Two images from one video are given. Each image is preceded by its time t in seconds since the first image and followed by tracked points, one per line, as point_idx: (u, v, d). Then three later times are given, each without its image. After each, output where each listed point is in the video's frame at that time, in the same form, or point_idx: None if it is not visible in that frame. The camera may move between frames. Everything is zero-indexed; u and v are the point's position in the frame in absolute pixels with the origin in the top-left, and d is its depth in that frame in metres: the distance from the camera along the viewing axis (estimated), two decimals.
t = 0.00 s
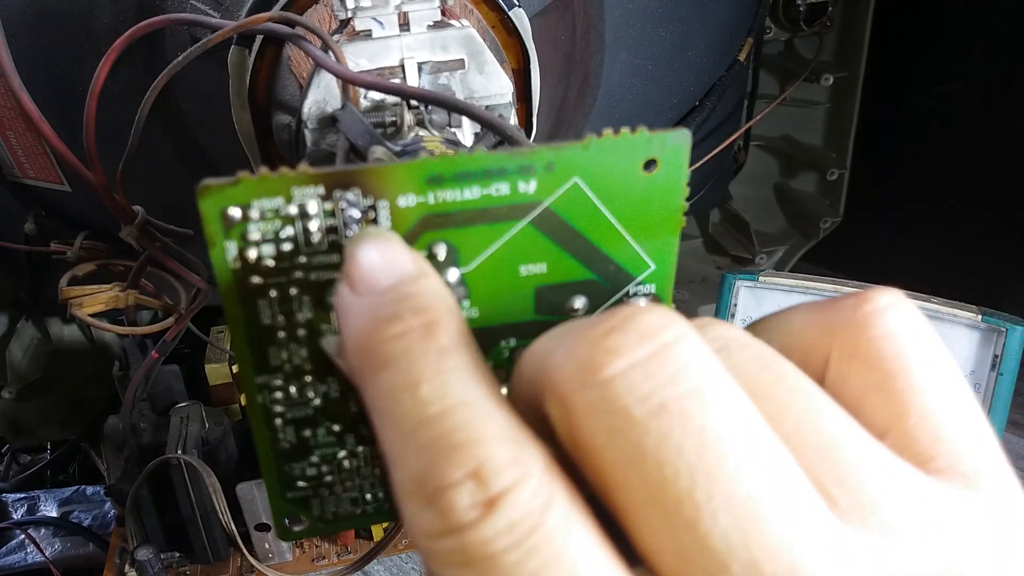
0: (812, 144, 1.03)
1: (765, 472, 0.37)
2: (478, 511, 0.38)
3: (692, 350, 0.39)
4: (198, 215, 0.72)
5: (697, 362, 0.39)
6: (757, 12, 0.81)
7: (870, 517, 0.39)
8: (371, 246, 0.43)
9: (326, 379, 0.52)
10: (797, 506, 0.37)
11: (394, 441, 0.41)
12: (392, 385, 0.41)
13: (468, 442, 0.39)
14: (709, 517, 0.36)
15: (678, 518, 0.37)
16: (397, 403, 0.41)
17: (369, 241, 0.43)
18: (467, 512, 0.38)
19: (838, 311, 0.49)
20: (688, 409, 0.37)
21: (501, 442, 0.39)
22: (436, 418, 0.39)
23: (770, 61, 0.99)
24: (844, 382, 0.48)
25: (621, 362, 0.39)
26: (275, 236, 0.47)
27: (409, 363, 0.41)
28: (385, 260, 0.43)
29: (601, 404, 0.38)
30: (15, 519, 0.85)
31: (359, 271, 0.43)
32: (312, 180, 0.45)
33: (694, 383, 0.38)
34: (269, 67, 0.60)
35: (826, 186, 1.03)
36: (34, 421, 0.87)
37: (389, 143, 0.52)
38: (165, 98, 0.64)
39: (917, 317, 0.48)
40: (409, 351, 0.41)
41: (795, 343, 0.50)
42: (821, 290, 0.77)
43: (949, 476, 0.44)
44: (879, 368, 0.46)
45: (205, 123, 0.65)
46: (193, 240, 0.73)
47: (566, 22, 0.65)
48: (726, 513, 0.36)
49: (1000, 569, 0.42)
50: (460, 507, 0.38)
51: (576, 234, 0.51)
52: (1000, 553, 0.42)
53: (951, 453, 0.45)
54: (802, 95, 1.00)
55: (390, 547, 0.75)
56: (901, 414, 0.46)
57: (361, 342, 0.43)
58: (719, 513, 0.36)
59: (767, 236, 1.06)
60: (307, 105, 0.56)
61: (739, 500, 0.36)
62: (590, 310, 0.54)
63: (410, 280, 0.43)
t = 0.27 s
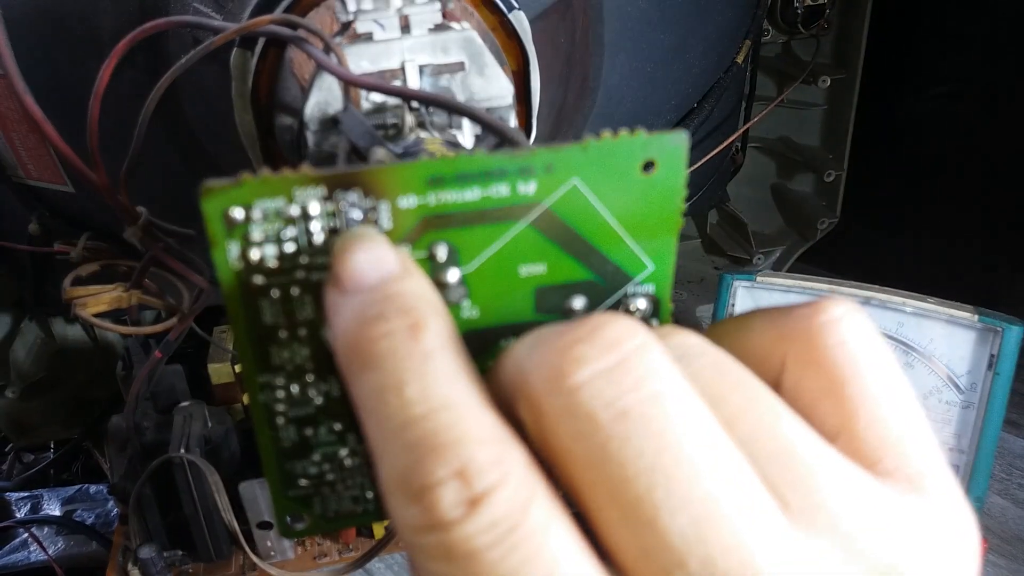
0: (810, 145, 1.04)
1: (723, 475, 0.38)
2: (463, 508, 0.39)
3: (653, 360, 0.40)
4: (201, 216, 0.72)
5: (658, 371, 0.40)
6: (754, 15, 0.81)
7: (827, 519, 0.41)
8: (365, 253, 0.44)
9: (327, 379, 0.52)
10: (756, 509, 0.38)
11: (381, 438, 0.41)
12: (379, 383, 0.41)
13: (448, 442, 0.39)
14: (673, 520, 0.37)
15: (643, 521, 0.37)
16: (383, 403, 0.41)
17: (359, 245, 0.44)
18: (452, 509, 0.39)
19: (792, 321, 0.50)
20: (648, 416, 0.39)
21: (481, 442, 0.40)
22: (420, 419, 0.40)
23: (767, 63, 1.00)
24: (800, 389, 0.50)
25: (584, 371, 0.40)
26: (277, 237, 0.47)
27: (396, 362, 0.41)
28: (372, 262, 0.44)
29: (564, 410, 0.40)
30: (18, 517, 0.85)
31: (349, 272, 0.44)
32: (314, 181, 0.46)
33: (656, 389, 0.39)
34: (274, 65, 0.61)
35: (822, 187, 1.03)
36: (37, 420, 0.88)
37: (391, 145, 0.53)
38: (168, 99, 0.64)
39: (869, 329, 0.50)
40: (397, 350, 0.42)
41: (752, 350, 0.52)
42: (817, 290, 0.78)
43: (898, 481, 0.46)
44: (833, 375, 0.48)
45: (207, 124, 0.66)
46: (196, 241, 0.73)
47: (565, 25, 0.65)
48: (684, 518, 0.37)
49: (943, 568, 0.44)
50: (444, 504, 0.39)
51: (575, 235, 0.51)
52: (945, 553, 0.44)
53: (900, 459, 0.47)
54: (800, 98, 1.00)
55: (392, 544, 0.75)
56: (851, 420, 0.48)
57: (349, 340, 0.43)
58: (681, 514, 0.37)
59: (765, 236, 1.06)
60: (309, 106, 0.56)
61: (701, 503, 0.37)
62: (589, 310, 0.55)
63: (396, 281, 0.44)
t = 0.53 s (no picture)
0: (808, 146, 1.04)
1: (713, 473, 0.39)
2: (463, 505, 0.39)
3: (633, 361, 0.40)
4: (202, 216, 0.73)
5: (641, 372, 0.40)
6: (752, 16, 0.82)
7: (822, 514, 0.41)
8: (363, 253, 0.44)
9: (328, 377, 0.53)
10: (745, 508, 0.38)
11: (381, 436, 0.41)
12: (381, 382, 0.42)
13: (446, 441, 0.40)
14: (661, 517, 0.38)
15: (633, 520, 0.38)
16: (384, 402, 0.41)
17: (361, 246, 0.44)
18: (451, 506, 0.39)
19: (787, 317, 0.51)
20: (629, 419, 0.39)
21: (477, 440, 0.40)
22: (420, 417, 0.40)
23: (766, 64, 1.00)
24: (794, 385, 0.50)
25: (567, 373, 0.40)
26: (278, 236, 0.48)
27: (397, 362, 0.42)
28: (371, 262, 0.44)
29: (550, 412, 0.40)
30: (20, 516, 0.86)
31: (348, 271, 0.44)
32: (315, 181, 0.46)
33: (640, 388, 0.40)
34: (274, 70, 0.61)
35: (820, 187, 1.04)
36: (39, 421, 0.89)
37: (391, 146, 0.54)
38: (170, 100, 0.65)
39: (864, 325, 0.51)
40: (400, 350, 0.42)
41: (746, 346, 0.53)
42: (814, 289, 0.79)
43: (897, 477, 0.47)
44: (827, 372, 0.49)
45: (209, 125, 0.66)
46: (198, 241, 0.74)
47: (565, 27, 0.66)
48: (671, 517, 0.38)
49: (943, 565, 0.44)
50: (443, 501, 0.39)
51: (574, 235, 0.52)
52: (943, 548, 0.44)
53: (898, 453, 0.48)
54: (797, 99, 1.01)
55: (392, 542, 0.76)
56: (847, 417, 0.48)
57: (349, 339, 0.44)
58: (670, 514, 0.38)
59: (764, 237, 1.07)
60: (311, 107, 0.56)
61: (691, 502, 0.38)
62: (588, 309, 0.55)
63: (396, 280, 0.44)
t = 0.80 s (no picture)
0: (808, 146, 1.04)
1: (691, 471, 0.38)
2: (442, 500, 0.40)
3: (605, 359, 0.41)
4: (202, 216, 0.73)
5: (612, 371, 0.40)
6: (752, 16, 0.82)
7: (808, 510, 0.41)
8: (361, 250, 0.43)
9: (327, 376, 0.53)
10: (722, 506, 0.38)
11: (366, 431, 0.42)
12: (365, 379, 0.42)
13: (427, 437, 0.40)
14: (636, 517, 0.38)
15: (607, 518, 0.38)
16: (371, 398, 0.42)
17: (356, 242, 0.43)
18: (431, 499, 0.40)
19: (771, 308, 0.52)
20: (599, 418, 0.39)
21: (458, 436, 0.41)
22: (402, 414, 0.41)
23: (766, 64, 1.00)
24: (777, 376, 0.51)
25: (537, 374, 0.40)
26: (277, 234, 0.48)
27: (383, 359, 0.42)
28: (365, 258, 0.43)
29: (522, 411, 0.40)
30: (20, 516, 0.86)
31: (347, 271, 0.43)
32: (313, 179, 0.46)
33: (610, 387, 0.40)
34: (274, 71, 0.61)
35: (819, 187, 1.04)
36: (39, 421, 0.89)
37: (391, 145, 0.54)
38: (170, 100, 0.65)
39: (847, 319, 0.51)
40: (388, 347, 0.42)
41: (730, 336, 0.54)
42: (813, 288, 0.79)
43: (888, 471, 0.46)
44: (814, 365, 0.49)
45: (209, 125, 0.66)
46: (198, 241, 0.74)
47: (565, 27, 0.66)
48: (642, 514, 0.38)
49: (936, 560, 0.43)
50: (424, 495, 0.40)
51: (574, 233, 0.52)
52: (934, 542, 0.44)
53: (888, 448, 0.47)
54: (797, 99, 1.01)
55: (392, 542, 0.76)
56: (833, 411, 0.48)
57: (340, 337, 0.44)
58: (643, 512, 0.38)
59: (764, 237, 1.07)
60: (311, 106, 0.56)
61: (667, 501, 0.38)
62: (588, 308, 0.55)
63: (392, 280, 0.44)
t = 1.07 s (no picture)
0: (808, 147, 1.04)
1: (702, 466, 0.39)
2: (447, 497, 0.40)
3: (611, 356, 0.41)
4: (202, 216, 0.73)
5: (615, 370, 0.41)
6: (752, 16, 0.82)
7: (827, 503, 0.42)
8: (352, 250, 0.44)
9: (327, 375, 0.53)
10: (733, 499, 0.39)
11: (369, 432, 0.42)
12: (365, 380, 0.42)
13: (432, 435, 0.41)
14: (648, 510, 0.38)
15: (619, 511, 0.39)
16: (372, 399, 0.42)
17: (347, 243, 0.45)
18: (438, 497, 0.40)
19: (802, 301, 0.52)
20: (607, 413, 0.40)
21: (464, 434, 0.41)
22: (406, 414, 0.41)
23: (765, 65, 1.00)
24: (808, 372, 0.51)
25: (544, 371, 0.41)
26: (278, 233, 0.48)
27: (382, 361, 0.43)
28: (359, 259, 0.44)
29: (526, 410, 0.41)
30: (20, 516, 0.86)
31: (337, 270, 0.44)
32: (314, 178, 0.46)
33: (617, 383, 0.41)
34: (274, 70, 0.61)
35: (819, 187, 1.04)
36: (40, 420, 0.89)
37: (391, 144, 0.54)
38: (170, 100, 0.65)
39: (878, 308, 0.51)
40: (387, 347, 0.43)
41: (758, 330, 0.54)
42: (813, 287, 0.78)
43: (915, 468, 0.47)
44: (847, 358, 0.50)
45: (209, 124, 0.66)
46: (198, 241, 0.74)
47: (564, 27, 0.66)
48: (657, 508, 0.38)
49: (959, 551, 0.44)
50: (431, 493, 0.41)
51: (574, 233, 0.52)
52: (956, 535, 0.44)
53: (916, 441, 0.48)
54: (797, 99, 1.01)
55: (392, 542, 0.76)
56: (863, 405, 0.49)
57: (336, 341, 0.44)
58: (658, 506, 0.38)
59: (764, 237, 1.07)
60: (311, 106, 0.56)
61: (680, 494, 0.38)
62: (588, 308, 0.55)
63: (382, 279, 0.44)
